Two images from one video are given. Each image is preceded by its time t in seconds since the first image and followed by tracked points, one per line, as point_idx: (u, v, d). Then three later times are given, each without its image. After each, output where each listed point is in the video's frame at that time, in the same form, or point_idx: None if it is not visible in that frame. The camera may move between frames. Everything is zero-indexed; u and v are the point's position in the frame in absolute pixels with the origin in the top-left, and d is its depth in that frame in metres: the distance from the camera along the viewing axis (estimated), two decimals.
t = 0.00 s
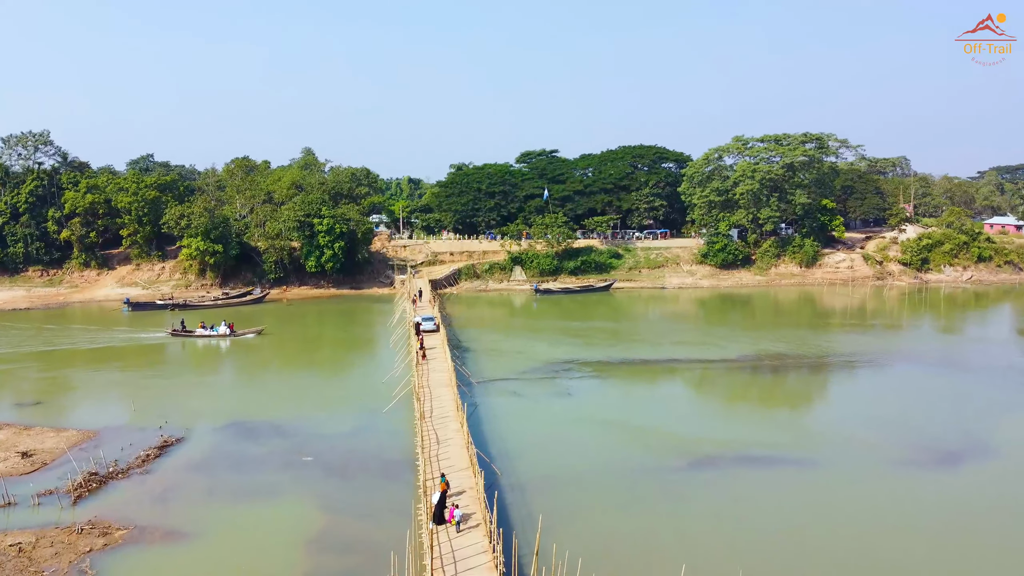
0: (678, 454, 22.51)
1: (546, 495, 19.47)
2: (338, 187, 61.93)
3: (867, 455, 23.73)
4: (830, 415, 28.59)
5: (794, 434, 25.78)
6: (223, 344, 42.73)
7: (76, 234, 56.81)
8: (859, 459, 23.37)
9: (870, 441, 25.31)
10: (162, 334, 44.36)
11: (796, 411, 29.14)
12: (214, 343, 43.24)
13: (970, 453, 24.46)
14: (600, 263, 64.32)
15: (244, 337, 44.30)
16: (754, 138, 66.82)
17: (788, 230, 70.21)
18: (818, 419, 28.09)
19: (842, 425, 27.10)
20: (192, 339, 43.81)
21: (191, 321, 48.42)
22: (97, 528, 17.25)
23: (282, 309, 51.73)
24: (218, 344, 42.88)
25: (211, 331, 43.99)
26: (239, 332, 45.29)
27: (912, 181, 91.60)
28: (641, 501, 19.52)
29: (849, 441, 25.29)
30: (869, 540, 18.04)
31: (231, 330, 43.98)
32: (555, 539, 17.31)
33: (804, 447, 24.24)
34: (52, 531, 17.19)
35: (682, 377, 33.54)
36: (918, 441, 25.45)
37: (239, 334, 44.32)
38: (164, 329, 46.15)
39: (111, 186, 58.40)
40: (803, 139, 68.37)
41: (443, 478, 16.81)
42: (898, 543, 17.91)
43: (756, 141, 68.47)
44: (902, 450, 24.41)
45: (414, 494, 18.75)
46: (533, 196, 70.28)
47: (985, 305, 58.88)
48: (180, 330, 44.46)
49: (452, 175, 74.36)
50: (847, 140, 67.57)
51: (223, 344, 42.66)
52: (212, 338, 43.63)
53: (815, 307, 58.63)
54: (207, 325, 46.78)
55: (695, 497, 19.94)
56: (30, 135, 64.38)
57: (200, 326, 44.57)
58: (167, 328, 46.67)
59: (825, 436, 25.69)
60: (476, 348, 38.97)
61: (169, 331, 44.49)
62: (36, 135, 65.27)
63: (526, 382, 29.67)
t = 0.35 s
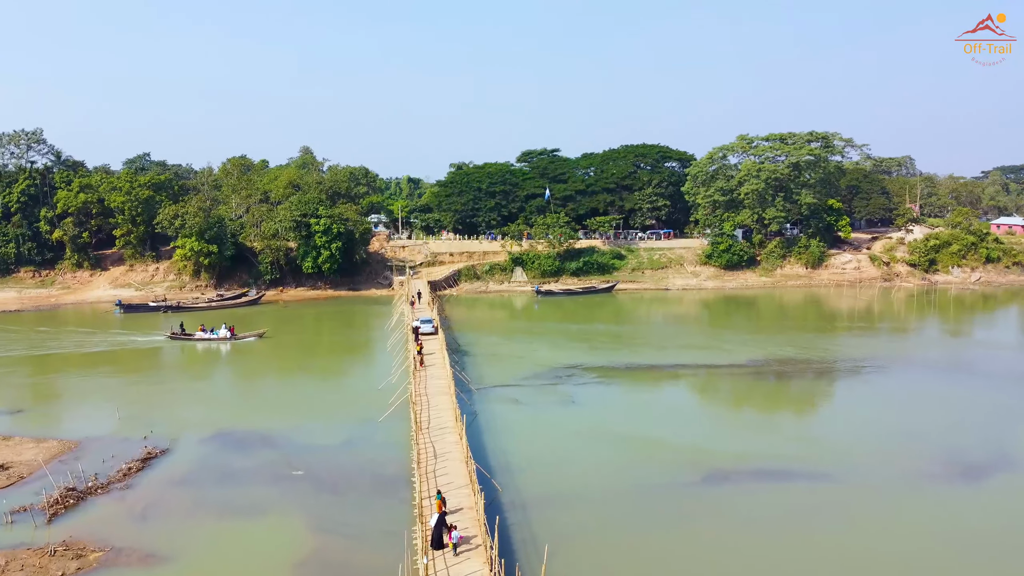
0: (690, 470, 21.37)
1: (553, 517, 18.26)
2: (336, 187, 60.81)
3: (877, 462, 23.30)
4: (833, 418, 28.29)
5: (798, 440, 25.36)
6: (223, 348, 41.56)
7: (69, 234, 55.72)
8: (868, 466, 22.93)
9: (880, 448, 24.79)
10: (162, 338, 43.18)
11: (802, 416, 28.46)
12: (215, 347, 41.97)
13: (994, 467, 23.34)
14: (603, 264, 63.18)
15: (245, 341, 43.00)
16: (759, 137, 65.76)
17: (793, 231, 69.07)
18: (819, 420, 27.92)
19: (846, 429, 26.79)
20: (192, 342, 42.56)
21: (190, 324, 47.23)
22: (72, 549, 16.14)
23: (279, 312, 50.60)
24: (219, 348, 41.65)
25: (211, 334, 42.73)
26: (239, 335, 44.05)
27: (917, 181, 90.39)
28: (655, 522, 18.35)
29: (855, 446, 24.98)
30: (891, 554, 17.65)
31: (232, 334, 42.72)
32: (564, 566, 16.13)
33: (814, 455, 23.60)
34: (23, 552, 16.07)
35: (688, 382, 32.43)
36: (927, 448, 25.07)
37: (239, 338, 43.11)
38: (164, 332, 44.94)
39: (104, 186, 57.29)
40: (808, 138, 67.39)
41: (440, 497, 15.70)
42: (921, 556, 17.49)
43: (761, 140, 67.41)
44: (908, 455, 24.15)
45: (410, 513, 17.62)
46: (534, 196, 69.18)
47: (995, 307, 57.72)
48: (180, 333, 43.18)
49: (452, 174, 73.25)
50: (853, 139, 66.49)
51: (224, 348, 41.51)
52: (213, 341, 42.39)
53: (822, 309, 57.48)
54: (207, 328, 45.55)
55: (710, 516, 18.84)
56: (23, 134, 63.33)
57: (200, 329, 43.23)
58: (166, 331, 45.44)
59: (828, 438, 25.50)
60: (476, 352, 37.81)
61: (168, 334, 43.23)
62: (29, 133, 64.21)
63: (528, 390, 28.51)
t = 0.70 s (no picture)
0: (701, 486, 20.20)
1: (557, 540, 17.11)
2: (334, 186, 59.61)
3: (897, 476, 22.22)
4: (846, 425, 27.22)
5: (811, 448, 24.30)
6: (222, 352, 40.32)
7: (60, 234, 54.51)
8: (886, 480, 21.86)
9: (898, 458, 23.71)
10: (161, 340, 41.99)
11: (815, 423, 27.36)
12: (215, 350, 40.68)
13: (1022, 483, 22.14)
14: (605, 265, 61.97)
15: (245, 345, 41.63)
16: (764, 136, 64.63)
17: (798, 231, 67.86)
18: (831, 427, 26.89)
19: (861, 437, 25.78)
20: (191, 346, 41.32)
21: (186, 327, 46.02)
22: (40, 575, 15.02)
23: (274, 314, 49.39)
24: (218, 352, 40.36)
25: (211, 337, 41.48)
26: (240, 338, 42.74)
27: (922, 180, 89.13)
28: (665, 545, 17.20)
29: (872, 455, 23.91)
30: (912, 572, 16.80)
31: (232, 338, 41.39)
32: None
33: (832, 469, 22.46)
34: None
35: (695, 388, 31.26)
36: (947, 459, 23.98)
37: (240, 341, 41.77)
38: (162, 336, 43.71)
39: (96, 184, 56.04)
40: (814, 136, 66.30)
41: (437, 519, 14.54)
42: (941, 573, 16.69)
43: (766, 138, 66.28)
44: (928, 467, 23.08)
45: (404, 534, 16.45)
46: (535, 195, 68.02)
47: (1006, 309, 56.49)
48: (177, 337, 41.97)
49: (451, 173, 72.07)
50: (860, 138, 65.32)
51: (223, 352, 40.27)
52: (213, 345, 41.11)
53: (829, 311, 56.29)
54: (205, 332, 44.33)
55: (724, 536, 17.71)
56: (14, 132, 62.11)
57: (199, 333, 42.03)
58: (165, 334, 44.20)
59: (842, 448, 24.49)
60: (476, 357, 36.57)
61: (166, 338, 42.03)
62: (21, 131, 62.99)
63: (530, 397, 27.25)
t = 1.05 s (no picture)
0: (716, 505, 18.89)
1: (562, 566, 15.85)
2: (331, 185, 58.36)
3: (921, 489, 20.92)
4: (860, 431, 26.03)
5: (825, 457, 23.13)
6: (222, 356, 39.03)
7: (51, 234, 53.27)
8: (908, 493, 20.62)
9: (920, 470, 22.45)
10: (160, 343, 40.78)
11: (828, 429, 26.17)
12: (214, 354, 39.38)
13: None
14: (608, 266, 60.71)
15: (246, 349, 40.26)
16: (770, 134, 63.44)
17: (804, 231, 66.66)
18: (845, 434, 25.70)
19: (876, 445, 24.62)
20: (189, 350, 40.03)
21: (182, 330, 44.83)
22: None
23: (270, 316, 48.20)
24: (218, 356, 39.05)
25: (210, 341, 40.19)
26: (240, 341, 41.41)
27: (929, 180, 87.76)
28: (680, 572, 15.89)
29: (892, 466, 22.68)
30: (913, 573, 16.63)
31: (232, 341, 40.09)
32: None
33: (850, 481, 21.25)
34: None
35: (702, 394, 29.98)
36: (972, 469, 22.69)
37: (240, 344, 40.44)
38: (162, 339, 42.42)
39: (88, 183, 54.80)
40: (820, 135, 65.10)
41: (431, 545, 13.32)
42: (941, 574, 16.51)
43: (772, 137, 65.05)
44: (953, 480, 21.76)
45: (396, 560, 15.22)
46: (537, 195, 66.83)
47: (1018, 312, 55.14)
48: (175, 340, 40.72)
49: (451, 172, 70.88)
50: (867, 137, 64.19)
51: (222, 356, 38.99)
52: (212, 348, 39.81)
53: (837, 313, 55.06)
54: (204, 335, 43.05)
55: (741, 561, 16.45)
56: (5, 129, 60.90)
57: (198, 337, 40.76)
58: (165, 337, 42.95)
59: (856, 456, 23.36)
60: (475, 361, 35.28)
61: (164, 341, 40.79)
62: (12, 129, 61.80)
63: (533, 406, 25.97)
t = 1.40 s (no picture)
0: (734, 529, 17.62)
1: None
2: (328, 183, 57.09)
3: (947, 508, 19.68)
4: (879, 444, 24.74)
5: (843, 472, 21.87)
6: (221, 360, 37.70)
7: (41, 234, 52.01)
8: (930, 506, 19.69)
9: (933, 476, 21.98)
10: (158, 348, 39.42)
11: (846, 440, 24.84)
12: (213, 359, 38.02)
13: None
14: (611, 266, 59.42)
15: (246, 353, 38.91)
16: (776, 132, 62.29)
17: (810, 231, 65.35)
18: (863, 446, 24.44)
19: (897, 459, 23.40)
20: (188, 354, 38.68)
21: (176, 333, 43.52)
22: None
23: (264, 318, 46.93)
24: (217, 361, 37.71)
25: (209, 345, 38.88)
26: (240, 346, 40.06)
27: (935, 179, 86.44)
28: None
29: (916, 483, 21.38)
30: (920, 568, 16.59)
31: (232, 345, 38.77)
32: None
33: (872, 500, 20.00)
34: None
35: (713, 402, 28.64)
36: (1001, 489, 21.39)
37: (239, 349, 39.12)
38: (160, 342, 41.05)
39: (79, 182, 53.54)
40: (827, 133, 63.87)
41: None
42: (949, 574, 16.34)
43: (778, 135, 63.86)
44: (979, 499, 20.49)
45: None
46: (538, 194, 65.59)
47: None
48: (173, 344, 39.40)
49: (451, 171, 69.64)
50: (875, 135, 63.03)
51: (221, 360, 37.65)
52: (210, 353, 38.45)
53: (845, 315, 53.77)
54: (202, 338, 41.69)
55: None
56: None
57: (196, 341, 39.43)
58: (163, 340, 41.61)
59: (876, 471, 22.15)
60: (473, 366, 33.96)
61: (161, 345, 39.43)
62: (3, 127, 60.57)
63: (535, 415, 24.65)
